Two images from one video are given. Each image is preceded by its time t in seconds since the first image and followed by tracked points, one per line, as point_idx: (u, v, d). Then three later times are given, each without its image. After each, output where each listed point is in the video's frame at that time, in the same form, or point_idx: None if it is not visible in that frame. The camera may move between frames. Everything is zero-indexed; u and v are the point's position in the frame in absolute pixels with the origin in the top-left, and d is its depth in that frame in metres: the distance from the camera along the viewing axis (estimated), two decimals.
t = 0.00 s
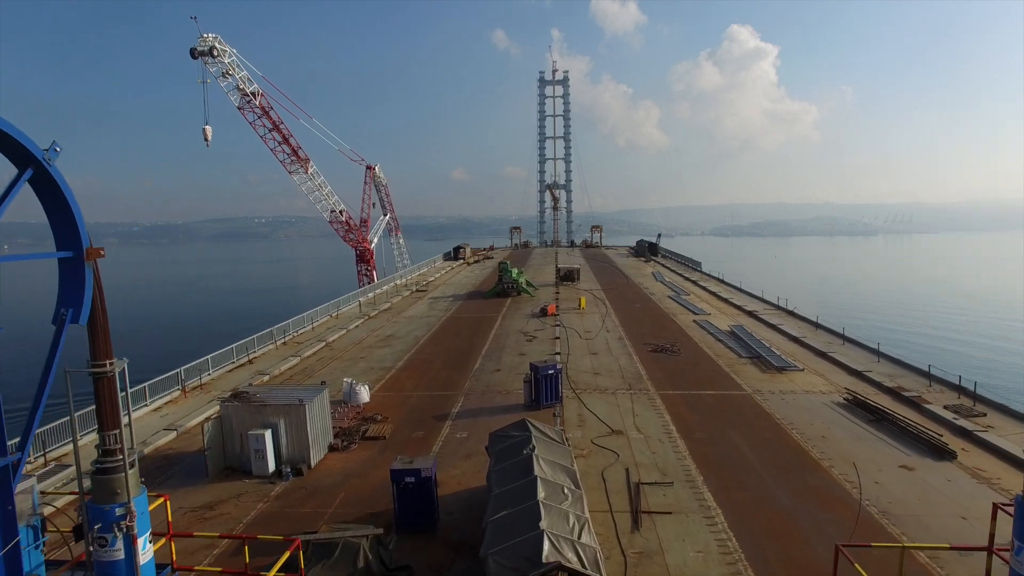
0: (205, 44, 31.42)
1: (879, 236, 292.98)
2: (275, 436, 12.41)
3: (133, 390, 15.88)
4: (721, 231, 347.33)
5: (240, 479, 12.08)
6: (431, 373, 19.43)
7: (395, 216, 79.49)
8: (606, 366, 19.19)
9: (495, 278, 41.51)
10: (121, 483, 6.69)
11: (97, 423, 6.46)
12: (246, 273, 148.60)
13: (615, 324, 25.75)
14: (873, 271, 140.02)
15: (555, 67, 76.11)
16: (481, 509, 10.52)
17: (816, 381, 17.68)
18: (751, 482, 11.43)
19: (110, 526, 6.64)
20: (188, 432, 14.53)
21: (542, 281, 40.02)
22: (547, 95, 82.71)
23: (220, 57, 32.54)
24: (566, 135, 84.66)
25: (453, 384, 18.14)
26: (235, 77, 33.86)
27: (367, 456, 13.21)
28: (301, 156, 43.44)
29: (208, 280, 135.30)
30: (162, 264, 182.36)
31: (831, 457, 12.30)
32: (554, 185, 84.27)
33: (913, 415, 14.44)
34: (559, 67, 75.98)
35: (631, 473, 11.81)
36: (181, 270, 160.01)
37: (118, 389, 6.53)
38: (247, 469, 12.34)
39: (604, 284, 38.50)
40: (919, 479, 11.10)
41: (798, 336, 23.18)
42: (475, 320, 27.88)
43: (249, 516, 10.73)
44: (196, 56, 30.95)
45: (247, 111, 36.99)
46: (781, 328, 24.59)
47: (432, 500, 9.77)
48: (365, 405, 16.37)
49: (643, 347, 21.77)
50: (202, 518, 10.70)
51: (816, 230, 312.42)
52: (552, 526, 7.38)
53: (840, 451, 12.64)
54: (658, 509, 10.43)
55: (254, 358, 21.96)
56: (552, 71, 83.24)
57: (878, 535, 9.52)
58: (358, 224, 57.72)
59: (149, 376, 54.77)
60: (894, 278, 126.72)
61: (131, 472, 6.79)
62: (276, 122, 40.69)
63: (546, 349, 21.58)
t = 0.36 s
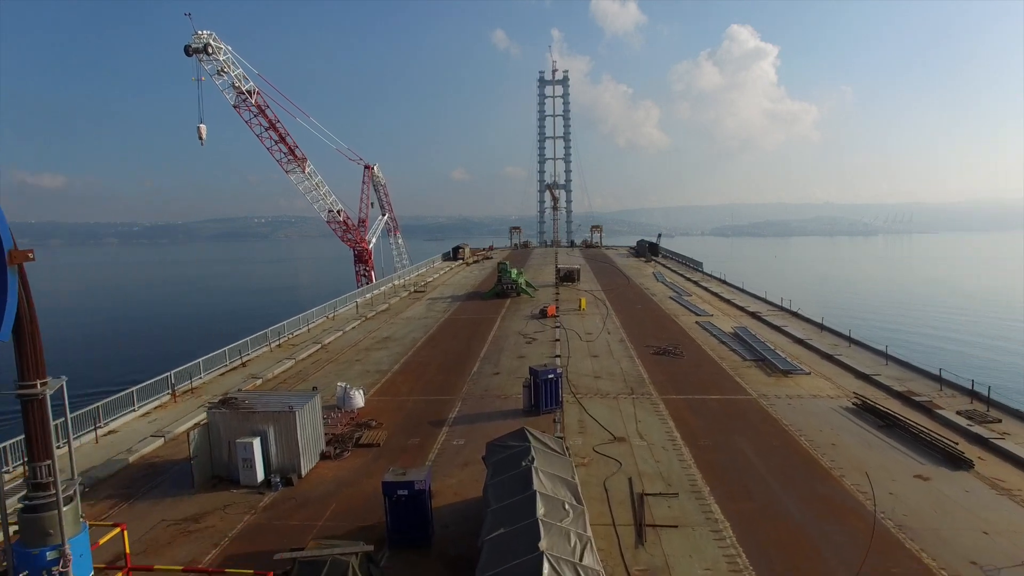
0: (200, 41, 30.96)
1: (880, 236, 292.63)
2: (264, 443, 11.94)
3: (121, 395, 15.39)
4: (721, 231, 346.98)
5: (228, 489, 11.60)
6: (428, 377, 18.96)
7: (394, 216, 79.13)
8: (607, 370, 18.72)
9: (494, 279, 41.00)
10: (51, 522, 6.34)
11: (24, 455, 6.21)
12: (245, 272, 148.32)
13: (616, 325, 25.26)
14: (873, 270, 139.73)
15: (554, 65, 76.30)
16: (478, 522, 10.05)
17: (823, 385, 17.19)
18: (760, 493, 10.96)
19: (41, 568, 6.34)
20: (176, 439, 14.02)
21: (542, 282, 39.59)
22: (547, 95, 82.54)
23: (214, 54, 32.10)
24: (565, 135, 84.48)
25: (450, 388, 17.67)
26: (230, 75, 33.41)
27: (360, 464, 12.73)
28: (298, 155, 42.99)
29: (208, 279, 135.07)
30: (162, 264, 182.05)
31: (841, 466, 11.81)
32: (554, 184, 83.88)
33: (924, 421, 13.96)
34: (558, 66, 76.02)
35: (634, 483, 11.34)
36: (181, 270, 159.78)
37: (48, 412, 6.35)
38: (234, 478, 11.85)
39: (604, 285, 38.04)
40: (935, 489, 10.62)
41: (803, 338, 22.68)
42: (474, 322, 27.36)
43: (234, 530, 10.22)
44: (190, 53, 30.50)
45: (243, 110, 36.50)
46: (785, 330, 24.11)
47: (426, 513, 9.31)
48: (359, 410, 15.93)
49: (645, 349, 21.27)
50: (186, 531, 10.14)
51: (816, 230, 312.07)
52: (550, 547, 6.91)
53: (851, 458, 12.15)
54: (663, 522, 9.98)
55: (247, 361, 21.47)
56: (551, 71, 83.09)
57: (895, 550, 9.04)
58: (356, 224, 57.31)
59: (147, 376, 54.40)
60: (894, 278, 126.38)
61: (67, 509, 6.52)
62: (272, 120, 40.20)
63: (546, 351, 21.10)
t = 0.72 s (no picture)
0: (195, 38, 30.55)
1: (880, 235, 292.20)
2: (253, 451, 11.52)
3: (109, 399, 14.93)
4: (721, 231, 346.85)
5: (216, 499, 11.17)
6: (425, 380, 18.56)
7: (393, 216, 78.78)
8: (608, 373, 18.31)
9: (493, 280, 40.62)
10: None
11: None
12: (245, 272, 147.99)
13: (617, 327, 24.84)
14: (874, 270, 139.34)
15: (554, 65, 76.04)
16: (474, 535, 9.63)
17: (829, 389, 16.77)
18: (768, 503, 10.55)
19: None
20: (165, 445, 13.57)
21: (542, 282, 39.21)
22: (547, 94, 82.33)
23: (210, 52, 31.71)
24: (565, 135, 84.22)
25: (447, 392, 17.25)
26: (226, 73, 33.03)
27: (354, 472, 12.33)
28: (295, 154, 42.58)
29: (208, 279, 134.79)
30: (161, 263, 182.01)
31: (852, 473, 11.41)
32: (553, 184, 83.59)
33: (935, 427, 13.53)
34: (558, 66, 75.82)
35: (637, 493, 10.93)
36: (182, 270, 159.58)
37: None
38: (223, 487, 11.42)
39: (605, 285, 37.65)
40: (951, 500, 10.20)
41: (807, 340, 22.28)
42: (472, 323, 26.92)
43: (220, 542, 9.79)
44: (185, 51, 30.10)
45: (239, 108, 36.11)
46: (789, 332, 23.69)
47: (420, 526, 8.92)
48: (354, 415, 15.56)
49: (646, 352, 20.85)
50: (171, 544, 9.70)
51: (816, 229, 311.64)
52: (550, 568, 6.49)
53: (861, 465, 11.74)
54: (668, 534, 9.57)
55: (241, 363, 21.05)
56: (551, 71, 82.78)
57: (913, 565, 8.62)
58: (354, 224, 56.94)
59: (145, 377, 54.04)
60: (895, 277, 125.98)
61: None
62: (269, 118, 39.81)
63: (546, 354, 20.68)
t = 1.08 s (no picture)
0: (189, 35, 30.06)
1: (881, 235, 291.55)
2: (240, 460, 11.06)
3: (94, 405, 14.45)
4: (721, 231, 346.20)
5: (201, 511, 10.70)
6: (422, 384, 18.08)
7: (392, 215, 78.29)
8: (609, 377, 17.84)
9: (492, 280, 40.18)
10: None
11: None
12: (245, 272, 147.47)
13: (618, 329, 24.37)
14: (875, 270, 138.76)
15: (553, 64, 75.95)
16: (469, 550, 9.17)
17: (837, 393, 16.31)
18: (777, 515, 10.10)
19: None
20: (152, 452, 13.08)
21: (541, 282, 38.72)
22: (547, 94, 81.85)
23: (205, 49, 31.24)
24: (565, 134, 83.70)
25: (445, 397, 16.78)
26: (221, 70, 32.56)
27: (346, 481, 11.86)
28: (292, 153, 42.12)
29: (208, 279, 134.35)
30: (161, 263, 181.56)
31: (863, 482, 10.97)
32: (553, 184, 83.13)
33: (948, 434, 13.05)
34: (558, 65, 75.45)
35: (641, 504, 10.49)
36: (182, 270, 159.18)
37: None
38: (209, 498, 10.96)
39: (605, 286, 37.17)
40: (970, 513, 9.73)
41: (813, 342, 21.81)
42: (471, 325, 26.42)
43: (202, 557, 9.35)
44: (179, 48, 29.62)
45: (234, 106, 35.63)
46: (793, 334, 23.22)
47: (413, 542, 8.46)
48: (348, 421, 15.10)
49: (648, 354, 20.38)
50: (151, 560, 9.23)
51: (816, 229, 310.98)
52: None
53: (873, 475, 11.28)
54: (674, 549, 9.12)
55: (234, 367, 20.56)
56: (551, 70, 82.28)
57: None
58: (352, 223, 56.47)
59: (142, 378, 53.55)
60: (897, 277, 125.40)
61: None
62: (265, 117, 39.35)
63: (546, 357, 20.20)
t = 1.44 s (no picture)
0: (184, 32, 29.66)
1: (881, 235, 291.11)
2: (228, 469, 10.65)
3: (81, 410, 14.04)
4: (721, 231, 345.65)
5: (187, 522, 10.28)
6: (418, 388, 17.66)
7: (391, 215, 77.91)
8: (610, 381, 17.42)
9: (491, 281, 39.80)
10: None
11: None
12: (245, 272, 147.14)
13: (619, 331, 23.98)
14: (876, 270, 138.35)
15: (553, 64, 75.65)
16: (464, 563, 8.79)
17: (843, 397, 15.92)
18: (786, 527, 9.68)
19: None
20: (139, 459, 12.66)
21: (541, 283, 38.33)
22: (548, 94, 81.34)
23: (199, 46, 30.83)
24: (565, 134, 83.24)
25: (441, 401, 16.38)
26: (216, 68, 32.16)
27: (338, 490, 11.45)
28: (289, 152, 41.75)
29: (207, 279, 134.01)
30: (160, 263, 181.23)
31: (875, 492, 10.58)
32: (553, 184, 82.74)
33: (960, 441, 12.64)
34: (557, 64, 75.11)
35: (644, 515, 10.10)
36: (182, 270, 158.86)
37: None
38: (195, 508, 10.55)
39: (605, 286, 36.74)
40: (988, 525, 9.33)
41: (817, 344, 21.41)
42: (469, 326, 26.02)
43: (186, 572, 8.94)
44: (174, 45, 29.24)
45: (230, 105, 35.25)
46: (797, 336, 22.80)
47: (406, 558, 8.07)
48: (341, 426, 14.69)
49: (650, 357, 19.99)
50: (132, 575, 8.83)
51: (816, 229, 310.55)
52: None
53: (885, 484, 10.88)
54: (679, 564, 8.73)
55: (226, 370, 20.16)
56: (551, 70, 81.90)
57: None
58: (349, 223, 56.08)
59: (140, 378, 53.16)
60: (898, 277, 125.00)
61: None
62: (262, 116, 38.97)
63: (545, 360, 19.81)
